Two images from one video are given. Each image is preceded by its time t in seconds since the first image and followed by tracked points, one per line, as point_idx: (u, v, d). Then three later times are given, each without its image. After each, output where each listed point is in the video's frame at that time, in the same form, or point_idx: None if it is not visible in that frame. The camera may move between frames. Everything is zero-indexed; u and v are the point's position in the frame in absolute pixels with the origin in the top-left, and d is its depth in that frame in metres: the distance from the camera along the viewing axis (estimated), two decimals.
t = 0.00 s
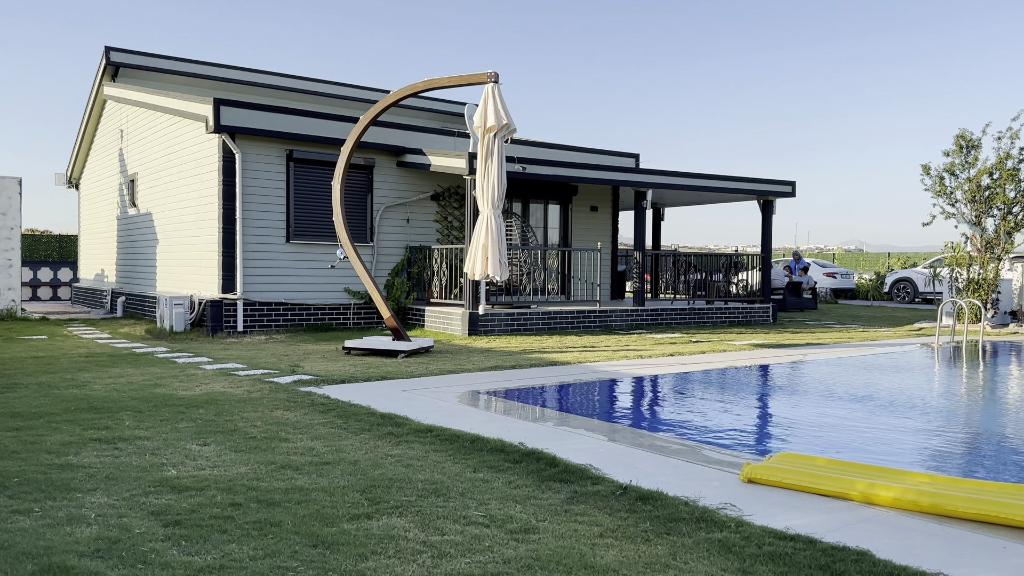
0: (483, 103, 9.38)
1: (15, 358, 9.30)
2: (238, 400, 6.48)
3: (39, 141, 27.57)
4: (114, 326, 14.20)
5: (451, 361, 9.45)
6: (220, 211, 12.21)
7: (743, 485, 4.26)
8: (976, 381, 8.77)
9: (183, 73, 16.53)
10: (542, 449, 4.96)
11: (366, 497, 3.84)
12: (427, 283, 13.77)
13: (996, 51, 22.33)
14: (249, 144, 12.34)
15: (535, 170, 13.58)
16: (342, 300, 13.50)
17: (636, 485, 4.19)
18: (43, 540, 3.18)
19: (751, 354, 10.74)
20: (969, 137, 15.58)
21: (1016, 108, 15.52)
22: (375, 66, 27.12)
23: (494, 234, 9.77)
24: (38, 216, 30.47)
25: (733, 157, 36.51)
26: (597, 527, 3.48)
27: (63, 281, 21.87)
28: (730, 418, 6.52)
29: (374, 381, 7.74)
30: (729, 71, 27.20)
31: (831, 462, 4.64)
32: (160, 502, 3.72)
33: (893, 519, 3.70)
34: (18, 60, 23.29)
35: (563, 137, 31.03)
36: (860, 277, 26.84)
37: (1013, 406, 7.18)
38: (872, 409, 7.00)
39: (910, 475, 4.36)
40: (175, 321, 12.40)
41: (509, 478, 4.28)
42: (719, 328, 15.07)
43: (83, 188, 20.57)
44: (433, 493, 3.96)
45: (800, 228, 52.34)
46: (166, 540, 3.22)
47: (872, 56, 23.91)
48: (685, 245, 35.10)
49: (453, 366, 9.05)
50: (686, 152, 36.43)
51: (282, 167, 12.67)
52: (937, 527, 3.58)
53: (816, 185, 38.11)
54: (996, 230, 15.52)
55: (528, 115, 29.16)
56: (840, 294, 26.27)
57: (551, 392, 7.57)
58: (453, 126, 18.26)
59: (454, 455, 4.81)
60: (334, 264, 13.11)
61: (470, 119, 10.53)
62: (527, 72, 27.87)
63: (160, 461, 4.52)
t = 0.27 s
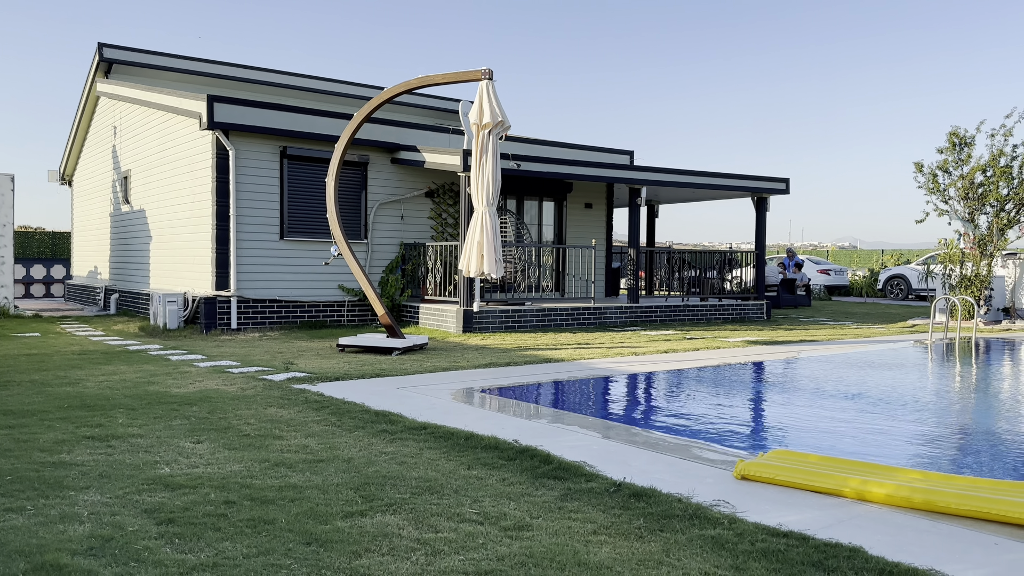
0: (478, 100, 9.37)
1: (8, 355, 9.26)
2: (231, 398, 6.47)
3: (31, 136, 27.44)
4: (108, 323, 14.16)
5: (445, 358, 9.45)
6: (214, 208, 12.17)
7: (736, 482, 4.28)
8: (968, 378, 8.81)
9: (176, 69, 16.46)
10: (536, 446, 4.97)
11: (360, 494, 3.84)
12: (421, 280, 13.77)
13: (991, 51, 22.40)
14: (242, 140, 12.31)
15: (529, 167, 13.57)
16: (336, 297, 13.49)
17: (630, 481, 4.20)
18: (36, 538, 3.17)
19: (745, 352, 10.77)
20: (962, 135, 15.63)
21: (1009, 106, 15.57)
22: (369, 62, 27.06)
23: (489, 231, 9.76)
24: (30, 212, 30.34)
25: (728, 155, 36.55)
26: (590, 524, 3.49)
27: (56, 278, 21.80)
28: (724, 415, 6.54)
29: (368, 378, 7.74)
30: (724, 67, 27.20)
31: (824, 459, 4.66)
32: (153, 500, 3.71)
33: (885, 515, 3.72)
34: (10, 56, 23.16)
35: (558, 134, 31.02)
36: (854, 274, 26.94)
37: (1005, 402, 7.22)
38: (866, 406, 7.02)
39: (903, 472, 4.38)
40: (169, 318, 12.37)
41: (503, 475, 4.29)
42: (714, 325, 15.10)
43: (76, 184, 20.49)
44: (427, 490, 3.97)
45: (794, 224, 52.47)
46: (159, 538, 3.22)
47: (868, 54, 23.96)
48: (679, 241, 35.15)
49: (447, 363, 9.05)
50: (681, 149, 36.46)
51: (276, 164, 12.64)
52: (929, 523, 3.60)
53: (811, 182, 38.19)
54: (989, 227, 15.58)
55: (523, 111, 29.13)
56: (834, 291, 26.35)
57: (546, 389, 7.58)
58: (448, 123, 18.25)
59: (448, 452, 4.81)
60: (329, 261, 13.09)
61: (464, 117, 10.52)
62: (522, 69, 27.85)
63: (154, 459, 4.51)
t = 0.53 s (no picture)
0: (474, 98, 9.36)
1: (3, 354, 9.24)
2: (226, 397, 6.45)
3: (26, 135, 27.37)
4: (103, 322, 14.13)
5: (441, 357, 9.45)
6: (209, 207, 12.15)
7: (731, 480, 4.29)
8: (963, 377, 8.84)
9: (172, 68, 16.43)
10: (531, 445, 4.97)
11: (355, 493, 3.84)
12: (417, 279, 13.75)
13: (989, 50, 22.40)
14: (237, 139, 12.27)
15: (525, 166, 13.57)
16: (332, 296, 13.48)
17: (624, 480, 4.20)
18: (30, 538, 3.16)
19: (740, 350, 10.79)
20: (957, 134, 15.65)
21: (1004, 104, 15.60)
22: (365, 61, 27.02)
23: (485, 230, 9.77)
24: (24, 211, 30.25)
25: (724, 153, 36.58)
26: (586, 523, 3.50)
27: (51, 277, 21.73)
28: (719, 414, 6.55)
29: (364, 377, 7.73)
30: (720, 66, 27.22)
31: (818, 458, 4.68)
32: (148, 500, 3.71)
33: (879, 513, 3.74)
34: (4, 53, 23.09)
35: (554, 133, 31.03)
36: (850, 273, 26.98)
37: (998, 401, 7.23)
38: (861, 404, 7.03)
39: (897, 470, 4.40)
40: (164, 317, 12.36)
41: (499, 474, 4.29)
42: (710, 323, 15.13)
43: (71, 183, 20.42)
44: (423, 489, 3.97)
45: (789, 223, 52.59)
46: (154, 537, 3.22)
47: (866, 53, 23.96)
48: (675, 240, 35.19)
49: (443, 362, 9.04)
50: (677, 148, 36.49)
51: (271, 163, 12.61)
52: (922, 521, 3.61)
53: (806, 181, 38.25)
54: (983, 225, 15.65)
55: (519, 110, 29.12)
56: (829, 290, 26.42)
57: (541, 388, 7.59)
58: (444, 122, 18.24)
59: (444, 451, 4.81)
60: (324, 260, 13.08)
61: (460, 115, 10.52)
62: (520, 67, 27.83)
63: (149, 458, 4.50)
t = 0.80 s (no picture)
0: (471, 98, 9.36)
1: None
2: (223, 397, 6.46)
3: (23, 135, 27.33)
4: (99, 322, 14.12)
5: (438, 358, 9.46)
6: (206, 207, 12.14)
7: (728, 480, 4.29)
8: (959, 377, 8.85)
9: (168, 68, 16.41)
10: (528, 445, 4.97)
11: (352, 494, 3.84)
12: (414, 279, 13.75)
13: (987, 49, 22.42)
14: (234, 138, 12.27)
15: (522, 166, 13.57)
16: (329, 296, 13.47)
17: (621, 480, 4.21)
18: (26, 538, 3.16)
19: (737, 350, 10.80)
20: (954, 134, 15.68)
21: (1000, 104, 15.63)
22: (363, 61, 27.02)
23: (482, 230, 9.77)
24: (21, 211, 30.21)
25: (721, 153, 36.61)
26: (582, 523, 3.50)
27: (48, 277, 21.70)
28: (716, 414, 6.56)
29: (361, 377, 7.73)
30: (718, 66, 27.25)
31: (814, 458, 4.68)
32: (144, 500, 3.71)
33: (875, 513, 3.74)
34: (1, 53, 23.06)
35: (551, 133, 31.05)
36: (847, 273, 26.98)
37: (995, 401, 7.25)
38: (857, 405, 7.04)
39: (893, 470, 4.40)
40: (161, 317, 12.36)
41: (496, 474, 4.30)
42: (707, 323, 15.14)
43: (68, 183, 20.40)
44: (420, 489, 3.97)
45: (787, 223, 52.65)
46: (150, 537, 3.21)
47: (865, 52, 23.97)
48: (672, 240, 35.23)
49: (440, 362, 9.04)
50: (674, 148, 36.52)
51: (268, 163, 12.60)
52: (918, 521, 3.62)
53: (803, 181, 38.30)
54: (980, 225, 15.71)
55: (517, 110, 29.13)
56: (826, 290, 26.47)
57: (538, 388, 7.60)
58: (441, 122, 18.25)
59: (441, 451, 4.81)
60: (321, 260, 13.07)
61: (457, 115, 10.51)
62: (517, 67, 27.84)
63: (145, 458, 4.50)
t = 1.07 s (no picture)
0: (470, 98, 9.36)
1: None
2: (222, 397, 6.46)
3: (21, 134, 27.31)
4: (98, 322, 14.13)
5: (436, 358, 9.46)
6: (205, 207, 12.15)
7: (726, 480, 4.30)
8: (958, 377, 8.86)
9: (167, 67, 16.40)
10: (526, 445, 4.98)
11: (351, 494, 3.85)
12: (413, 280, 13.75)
13: (986, 49, 22.39)
14: (233, 139, 12.26)
15: (521, 166, 13.58)
16: (328, 296, 13.46)
17: (620, 480, 4.22)
18: (25, 539, 3.16)
19: (736, 350, 10.81)
20: (952, 134, 15.70)
21: (999, 104, 15.64)
22: (362, 61, 27.01)
23: (481, 231, 9.78)
24: (19, 210, 30.19)
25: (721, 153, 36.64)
26: (581, 523, 3.50)
27: (46, 277, 21.68)
28: (714, 414, 6.56)
29: (359, 378, 7.73)
30: (716, 66, 27.25)
31: (812, 458, 4.69)
32: (143, 500, 3.71)
33: (873, 513, 3.75)
34: None
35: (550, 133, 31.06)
36: (845, 273, 26.98)
37: (993, 401, 7.26)
38: (855, 405, 7.04)
39: (891, 470, 4.41)
40: (160, 317, 12.36)
41: (494, 474, 4.30)
42: (705, 323, 15.15)
43: (66, 183, 20.38)
44: (419, 489, 3.98)
45: (786, 222, 52.70)
46: (149, 538, 3.21)
47: (864, 51, 23.95)
48: (671, 240, 35.26)
49: (439, 362, 9.05)
50: (673, 148, 36.53)
51: (267, 163, 12.60)
52: (917, 521, 3.63)
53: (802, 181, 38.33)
54: (978, 226, 15.69)
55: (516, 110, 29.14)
56: (825, 290, 26.50)
57: (537, 388, 7.60)
58: (440, 122, 18.26)
59: (439, 451, 4.81)
60: (320, 260, 13.07)
61: (456, 116, 10.52)
62: (516, 67, 27.84)
63: (144, 458, 4.50)
